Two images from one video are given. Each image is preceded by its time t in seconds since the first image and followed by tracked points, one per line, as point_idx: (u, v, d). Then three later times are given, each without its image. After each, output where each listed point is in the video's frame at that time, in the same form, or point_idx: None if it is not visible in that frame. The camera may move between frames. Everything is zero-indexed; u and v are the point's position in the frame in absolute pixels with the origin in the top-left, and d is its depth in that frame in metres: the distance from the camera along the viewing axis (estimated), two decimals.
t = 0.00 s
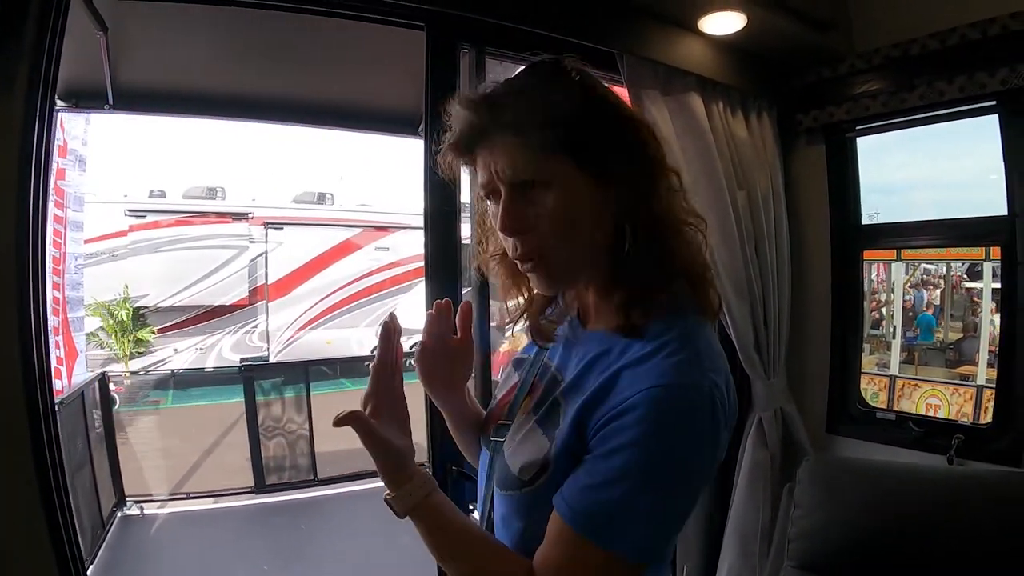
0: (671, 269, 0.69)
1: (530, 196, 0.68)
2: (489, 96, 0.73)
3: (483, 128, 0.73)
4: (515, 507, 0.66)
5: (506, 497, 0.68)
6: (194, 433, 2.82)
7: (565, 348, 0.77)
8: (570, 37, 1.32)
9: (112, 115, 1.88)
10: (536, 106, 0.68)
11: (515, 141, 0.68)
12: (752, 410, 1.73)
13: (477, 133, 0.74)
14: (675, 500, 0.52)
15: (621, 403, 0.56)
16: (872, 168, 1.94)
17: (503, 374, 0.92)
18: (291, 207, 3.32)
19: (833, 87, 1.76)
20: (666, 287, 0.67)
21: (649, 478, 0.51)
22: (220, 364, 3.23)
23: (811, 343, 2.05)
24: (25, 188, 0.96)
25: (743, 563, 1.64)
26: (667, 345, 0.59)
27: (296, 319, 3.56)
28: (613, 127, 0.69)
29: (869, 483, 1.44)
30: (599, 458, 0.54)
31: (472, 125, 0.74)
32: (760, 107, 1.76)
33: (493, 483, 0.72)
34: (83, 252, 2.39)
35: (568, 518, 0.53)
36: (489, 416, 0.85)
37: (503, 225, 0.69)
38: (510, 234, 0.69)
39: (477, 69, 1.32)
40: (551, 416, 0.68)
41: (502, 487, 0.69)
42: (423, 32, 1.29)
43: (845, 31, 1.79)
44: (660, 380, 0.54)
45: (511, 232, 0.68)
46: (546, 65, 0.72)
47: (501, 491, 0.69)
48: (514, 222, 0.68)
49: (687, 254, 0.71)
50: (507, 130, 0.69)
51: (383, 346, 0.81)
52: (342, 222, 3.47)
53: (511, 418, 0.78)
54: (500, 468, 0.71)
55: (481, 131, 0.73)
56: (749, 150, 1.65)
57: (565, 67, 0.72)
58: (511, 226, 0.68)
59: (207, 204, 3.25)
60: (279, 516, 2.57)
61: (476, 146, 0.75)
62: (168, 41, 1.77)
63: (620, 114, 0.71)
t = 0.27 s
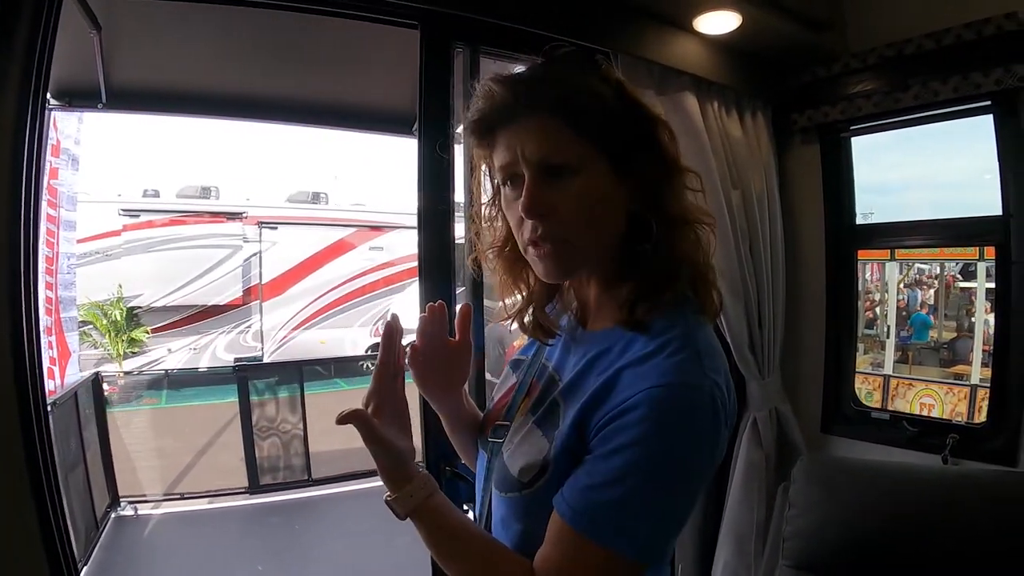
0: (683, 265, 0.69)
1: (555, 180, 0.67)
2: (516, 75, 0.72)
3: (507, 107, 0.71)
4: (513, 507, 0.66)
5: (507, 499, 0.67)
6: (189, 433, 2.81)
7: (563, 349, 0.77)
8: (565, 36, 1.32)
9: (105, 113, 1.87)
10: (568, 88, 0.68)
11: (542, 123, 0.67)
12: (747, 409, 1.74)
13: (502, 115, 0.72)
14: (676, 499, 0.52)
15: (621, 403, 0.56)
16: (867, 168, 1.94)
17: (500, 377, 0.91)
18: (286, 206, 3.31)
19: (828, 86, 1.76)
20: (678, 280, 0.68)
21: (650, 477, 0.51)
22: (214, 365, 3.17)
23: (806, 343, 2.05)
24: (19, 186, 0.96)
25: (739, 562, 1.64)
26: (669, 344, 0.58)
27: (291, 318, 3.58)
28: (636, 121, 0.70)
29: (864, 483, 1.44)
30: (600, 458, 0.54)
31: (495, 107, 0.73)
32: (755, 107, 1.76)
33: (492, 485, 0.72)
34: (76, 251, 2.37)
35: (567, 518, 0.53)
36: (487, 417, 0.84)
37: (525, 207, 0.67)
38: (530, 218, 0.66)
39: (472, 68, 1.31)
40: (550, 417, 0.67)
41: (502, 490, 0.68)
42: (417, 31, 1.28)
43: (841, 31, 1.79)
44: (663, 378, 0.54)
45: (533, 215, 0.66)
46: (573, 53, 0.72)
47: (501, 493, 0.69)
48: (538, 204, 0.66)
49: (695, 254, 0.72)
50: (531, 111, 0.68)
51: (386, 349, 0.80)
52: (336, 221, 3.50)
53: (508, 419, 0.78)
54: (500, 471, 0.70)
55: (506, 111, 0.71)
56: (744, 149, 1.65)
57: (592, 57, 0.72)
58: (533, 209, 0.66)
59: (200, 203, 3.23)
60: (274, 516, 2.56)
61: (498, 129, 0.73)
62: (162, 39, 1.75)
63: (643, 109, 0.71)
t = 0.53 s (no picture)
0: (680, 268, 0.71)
1: (582, 173, 0.65)
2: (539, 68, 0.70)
3: (537, 96, 0.68)
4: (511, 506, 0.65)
5: (503, 497, 0.67)
6: (183, 435, 2.79)
7: (558, 348, 0.77)
8: (561, 38, 1.31)
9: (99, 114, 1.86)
10: (594, 87, 0.67)
11: (571, 117, 0.66)
12: (741, 411, 1.73)
13: (515, 109, 0.70)
14: (673, 484, 0.51)
15: (613, 391, 0.56)
16: (861, 170, 1.94)
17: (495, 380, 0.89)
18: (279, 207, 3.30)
19: (823, 89, 1.76)
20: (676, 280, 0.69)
21: (647, 462, 0.50)
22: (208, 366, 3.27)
23: (801, 345, 2.05)
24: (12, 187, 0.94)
25: (734, 564, 1.64)
26: (659, 331, 0.59)
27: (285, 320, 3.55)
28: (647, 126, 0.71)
29: (859, 485, 1.44)
30: (595, 448, 0.54)
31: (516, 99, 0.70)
32: (750, 109, 1.76)
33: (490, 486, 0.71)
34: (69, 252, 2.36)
35: (562, 508, 0.52)
36: (484, 421, 0.83)
37: (555, 201, 0.64)
38: (558, 211, 0.64)
39: (465, 71, 1.31)
40: (545, 413, 0.67)
41: (499, 487, 0.68)
42: (412, 33, 1.28)
43: (835, 34, 1.79)
44: (654, 364, 0.54)
45: (563, 208, 0.64)
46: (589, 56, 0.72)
47: (499, 493, 0.68)
48: (568, 199, 0.64)
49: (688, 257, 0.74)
50: (569, 105, 0.67)
51: (384, 349, 0.79)
52: (331, 223, 3.48)
53: (504, 421, 0.77)
54: (497, 470, 0.69)
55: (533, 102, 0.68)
56: (738, 151, 1.65)
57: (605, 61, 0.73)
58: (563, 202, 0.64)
59: (195, 205, 3.22)
60: (269, 519, 2.54)
61: (513, 121, 0.71)
62: (156, 40, 1.74)
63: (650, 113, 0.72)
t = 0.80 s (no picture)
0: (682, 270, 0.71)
1: (588, 173, 0.65)
2: (550, 71, 0.70)
3: (545, 99, 0.68)
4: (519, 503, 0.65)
5: (510, 493, 0.67)
6: (184, 436, 2.79)
7: (566, 347, 0.76)
8: (564, 38, 1.32)
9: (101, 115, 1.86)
10: (605, 91, 0.67)
11: (580, 118, 0.66)
12: (745, 412, 1.73)
13: (523, 110, 0.70)
14: (679, 479, 0.51)
15: (620, 386, 0.56)
16: (864, 170, 1.94)
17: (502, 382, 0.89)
18: (281, 208, 3.30)
19: (826, 89, 1.76)
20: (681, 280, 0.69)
21: (654, 456, 0.50)
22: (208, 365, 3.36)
23: (804, 346, 2.05)
24: (14, 187, 0.94)
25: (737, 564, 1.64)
26: (666, 326, 0.59)
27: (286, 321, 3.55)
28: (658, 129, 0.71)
29: (863, 486, 1.44)
30: (602, 442, 0.54)
31: (526, 98, 0.70)
32: (753, 109, 1.76)
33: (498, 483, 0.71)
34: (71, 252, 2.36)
35: (570, 502, 0.52)
36: (491, 423, 0.83)
37: (559, 200, 0.64)
38: (562, 210, 0.64)
39: (469, 71, 1.31)
40: (552, 409, 0.67)
41: (507, 484, 0.68)
42: (414, 33, 1.27)
43: (838, 34, 1.79)
44: (661, 358, 0.54)
45: (566, 207, 0.64)
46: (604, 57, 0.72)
47: (506, 489, 0.68)
48: (572, 198, 0.64)
49: (690, 259, 0.74)
50: (581, 108, 0.66)
51: (392, 351, 0.78)
52: (333, 224, 3.49)
53: (513, 421, 0.77)
54: (505, 466, 0.69)
55: (542, 104, 0.68)
56: (742, 152, 1.65)
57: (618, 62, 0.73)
58: (568, 203, 0.64)
59: (197, 205, 3.21)
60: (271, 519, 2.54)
61: (523, 120, 0.71)
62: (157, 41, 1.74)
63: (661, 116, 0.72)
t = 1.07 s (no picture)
0: (691, 280, 0.72)
1: (595, 191, 0.66)
2: (558, 84, 0.69)
3: (552, 117, 0.67)
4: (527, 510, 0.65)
5: (518, 500, 0.66)
6: (186, 441, 2.79)
7: (575, 355, 0.76)
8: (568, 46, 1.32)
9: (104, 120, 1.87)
10: (610, 102, 0.67)
11: (587, 135, 0.66)
12: (748, 419, 1.74)
13: (527, 123, 0.71)
14: (682, 485, 0.50)
15: (619, 392, 0.56)
16: (866, 176, 1.95)
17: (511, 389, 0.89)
18: (284, 213, 3.30)
19: (829, 96, 1.77)
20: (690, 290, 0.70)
21: (654, 461, 0.50)
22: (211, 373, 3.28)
23: (807, 351, 2.05)
24: (19, 197, 0.95)
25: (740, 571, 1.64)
26: (666, 332, 0.59)
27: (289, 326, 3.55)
28: (664, 137, 0.71)
29: (866, 492, 1.44)
30: (602, 449, 0.54)
31: (532, 116, 0.70)
32: (756, 116, 1.76)
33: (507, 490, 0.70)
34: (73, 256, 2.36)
35: (576, 509, 0.53)
36: (498, 429, 0.83)
37: (568, 218, 0.66)
38: (571, 228, 0.65)
39: (474, 79, 1.31)
40: (559, 415, 0.67)
41: (514, 490, 0.67)
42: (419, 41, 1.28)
43: (840, 41, 1.80)
44: (659, 363, 0.54)
45: (575, 227, 0.65)
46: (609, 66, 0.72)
47: (514, 496, 0.67)
48: (581, 216, 0.65)
49: (698, 266, 0.74)
50: (588, 124, 0.66)
51: (399, 361, 0.79)
52: (335, 228, 3.49)
53: (522, 428, 0.77)
54: (512, 473, 0.69)
55: (550, 123, 0.68)
56: (745, 158, 1.65)
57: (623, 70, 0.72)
58: (576, 223, 0.65)
59: (199, 210, 3.22)
60: (273, 523, 2.54)
61: (528, 133, 0.71)
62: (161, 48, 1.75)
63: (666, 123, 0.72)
